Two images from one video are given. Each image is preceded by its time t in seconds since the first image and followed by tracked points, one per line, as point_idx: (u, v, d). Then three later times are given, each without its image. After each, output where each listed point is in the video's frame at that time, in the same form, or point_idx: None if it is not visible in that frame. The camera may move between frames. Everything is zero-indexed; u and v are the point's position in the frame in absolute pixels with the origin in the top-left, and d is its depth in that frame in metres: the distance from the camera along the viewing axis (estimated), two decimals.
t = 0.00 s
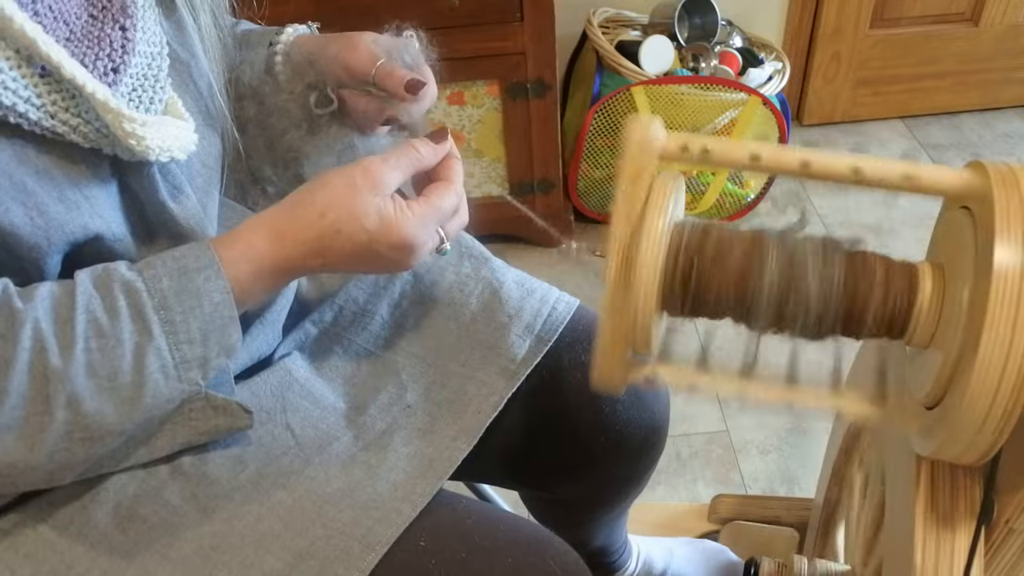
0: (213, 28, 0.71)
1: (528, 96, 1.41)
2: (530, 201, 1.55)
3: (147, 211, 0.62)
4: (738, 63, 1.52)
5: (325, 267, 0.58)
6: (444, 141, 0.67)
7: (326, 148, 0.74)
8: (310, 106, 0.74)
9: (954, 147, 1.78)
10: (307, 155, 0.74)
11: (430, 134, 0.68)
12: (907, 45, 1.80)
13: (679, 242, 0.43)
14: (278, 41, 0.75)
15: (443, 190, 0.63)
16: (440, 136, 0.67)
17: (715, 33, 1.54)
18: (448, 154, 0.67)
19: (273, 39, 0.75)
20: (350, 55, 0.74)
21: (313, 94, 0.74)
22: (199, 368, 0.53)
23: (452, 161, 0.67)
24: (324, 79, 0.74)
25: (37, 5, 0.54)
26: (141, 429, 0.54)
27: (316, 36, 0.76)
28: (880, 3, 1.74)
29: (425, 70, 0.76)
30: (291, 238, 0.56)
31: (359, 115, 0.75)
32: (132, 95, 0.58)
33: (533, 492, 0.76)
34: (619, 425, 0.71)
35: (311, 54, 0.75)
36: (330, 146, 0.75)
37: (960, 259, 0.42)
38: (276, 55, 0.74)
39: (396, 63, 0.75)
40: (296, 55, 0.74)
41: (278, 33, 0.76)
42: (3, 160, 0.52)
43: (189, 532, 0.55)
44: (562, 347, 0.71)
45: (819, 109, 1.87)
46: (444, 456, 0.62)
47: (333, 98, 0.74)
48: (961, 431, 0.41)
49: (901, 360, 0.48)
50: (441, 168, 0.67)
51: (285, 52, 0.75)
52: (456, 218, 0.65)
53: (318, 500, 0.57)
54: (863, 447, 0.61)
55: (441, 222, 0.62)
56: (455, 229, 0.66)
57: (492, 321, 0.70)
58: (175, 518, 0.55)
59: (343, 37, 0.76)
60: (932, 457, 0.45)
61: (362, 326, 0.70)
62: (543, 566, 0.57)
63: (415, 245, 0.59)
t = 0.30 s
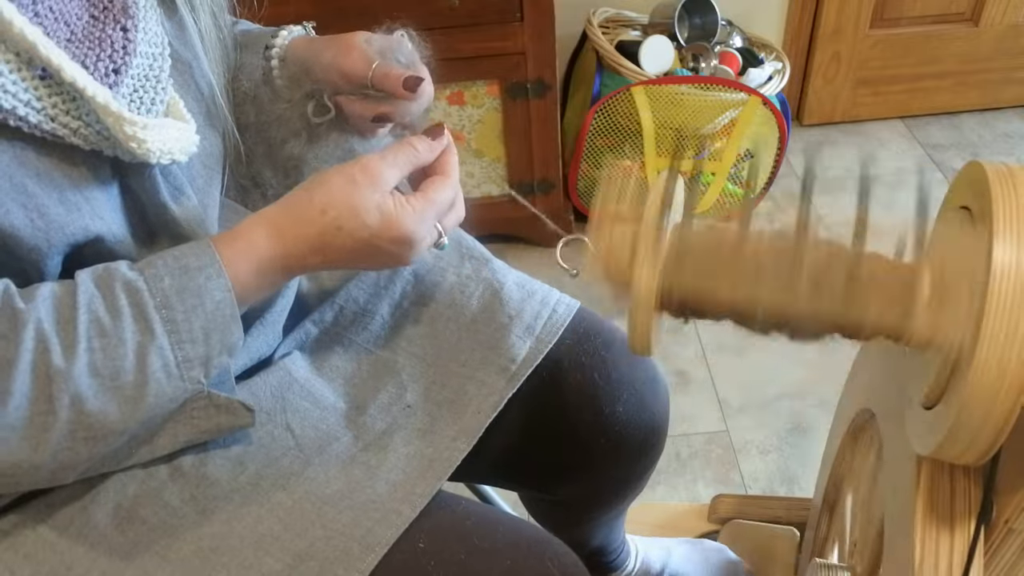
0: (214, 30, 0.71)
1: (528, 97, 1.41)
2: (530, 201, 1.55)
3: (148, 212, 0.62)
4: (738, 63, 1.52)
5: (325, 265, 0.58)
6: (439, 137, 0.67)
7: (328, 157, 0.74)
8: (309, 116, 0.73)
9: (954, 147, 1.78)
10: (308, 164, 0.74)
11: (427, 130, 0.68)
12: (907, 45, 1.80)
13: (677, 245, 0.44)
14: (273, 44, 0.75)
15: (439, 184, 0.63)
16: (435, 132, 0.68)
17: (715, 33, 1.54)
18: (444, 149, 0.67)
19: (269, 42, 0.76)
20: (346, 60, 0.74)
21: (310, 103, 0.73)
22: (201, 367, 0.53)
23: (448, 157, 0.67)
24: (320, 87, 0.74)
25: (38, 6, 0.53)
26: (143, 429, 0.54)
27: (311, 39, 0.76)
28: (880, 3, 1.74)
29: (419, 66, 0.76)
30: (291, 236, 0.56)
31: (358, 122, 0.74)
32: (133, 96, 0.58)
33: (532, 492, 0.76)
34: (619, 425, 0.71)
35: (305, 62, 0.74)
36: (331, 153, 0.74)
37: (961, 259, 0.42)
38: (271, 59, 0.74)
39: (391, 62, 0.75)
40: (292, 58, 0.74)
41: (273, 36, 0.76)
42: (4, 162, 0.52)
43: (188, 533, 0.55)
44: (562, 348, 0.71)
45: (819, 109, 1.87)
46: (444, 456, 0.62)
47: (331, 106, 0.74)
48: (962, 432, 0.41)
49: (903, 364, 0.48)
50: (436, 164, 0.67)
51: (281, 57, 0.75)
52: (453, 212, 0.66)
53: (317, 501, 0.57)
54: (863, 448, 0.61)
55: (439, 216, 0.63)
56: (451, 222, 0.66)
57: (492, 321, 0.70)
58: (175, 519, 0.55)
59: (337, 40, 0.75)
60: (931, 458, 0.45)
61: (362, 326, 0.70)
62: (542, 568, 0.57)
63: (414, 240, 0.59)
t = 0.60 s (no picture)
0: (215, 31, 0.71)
1: (528, 96, 1.41)
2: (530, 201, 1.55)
3: (147, 210, 0.62)
4: (738, 63, 1.52)
5: (325, 249, 0.59)
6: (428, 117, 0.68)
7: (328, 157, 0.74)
8: (308, 118, 0.73)
9: (954, 147, 1.78)
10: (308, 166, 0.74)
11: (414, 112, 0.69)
12: (907, 45, 1.80)
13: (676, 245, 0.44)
14: (268, 45, 0.76)
15: (431, 163, 0.64)
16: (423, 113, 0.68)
17: (715, 33, 1.54)
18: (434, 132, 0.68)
19: (263, 43, 0.76)
20: (342, 59, 0.74)
21: (309, 103, 0.73)
22: (201, 353, 0.53)
23: (437, 138, 0.68)
24: (318, 88, 0.74)
25: (39, 6, 0.53)
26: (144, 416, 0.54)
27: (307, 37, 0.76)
28: (880, 3, 1.74)
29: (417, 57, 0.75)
30: (293, 222, 0.56)
31: (357, 120, 0.75)
32: (134, 96, 0.58)
33: (532, 493, 0.76)
34: (619, 426, 0.71)
35: (302, 62, 0.74)
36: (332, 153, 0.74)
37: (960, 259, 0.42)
38: (267, 61, 0.74)
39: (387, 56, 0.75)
40: (287, 59, 0.74)
41: (268, 37, 0.76)
42: (5, 162, 0.52)
43: (187, 532, 0.55)
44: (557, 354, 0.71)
45: (819, 109, 1.87)
46: (444, 454, 0.62)
47: (329, 106, 0.74)
48: (961, 432, 0.41)
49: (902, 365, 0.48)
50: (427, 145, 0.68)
51: (276, 58, 0.75)
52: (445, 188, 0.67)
53: (317, 499, 0.57)
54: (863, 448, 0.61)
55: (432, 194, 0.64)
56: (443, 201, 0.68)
57: (494, 321, 0.70)
58: (174, 517, 0.55)
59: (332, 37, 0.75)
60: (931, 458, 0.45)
61: (362, 326, 0.70)
62: (541, 567, 0.57)
63: (413, 218, 0.60)
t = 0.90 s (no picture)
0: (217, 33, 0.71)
1: (528, 97, 1.41)
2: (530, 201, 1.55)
3: (147, 209, 0.62)
4: (738, 63, 1.52)
5: (322, 246, 0.58)
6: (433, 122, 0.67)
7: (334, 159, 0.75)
8: (314, 120, 0.74)
9: (954, 147, 1.78)
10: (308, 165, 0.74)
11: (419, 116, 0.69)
12: (907, 45, 1.80)
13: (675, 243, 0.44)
14: (263, 47, 0.75)
15: (432, 161, 0.64)
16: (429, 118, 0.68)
17: (715, 33, 1.54)
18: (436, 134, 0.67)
19: (258, 44, 0.75)
20: (345, 58, 0.74)
21: (314, 106, 0.74)
22: (201, 349, 0.53)
23: (440, 139, 0.67)
24: (322, 90, 0.74)
25: (41, 6, 0.53)
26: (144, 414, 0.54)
27: (306, 36, 0.75)
28: (880, 3, 1.74)
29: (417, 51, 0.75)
30: (291, 216, 0.56)
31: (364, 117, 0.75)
32: (135, 97, 0.58)
33: (533, 492, 0.76)
34: (619, 425, 0.71)
35: (303, 64, 0.74)
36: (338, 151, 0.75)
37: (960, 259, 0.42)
38: (261, 64, 0.74)
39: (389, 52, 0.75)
40: (287, 59, 0.74)
41: (262, 38, 0.76)
42: (6, 163, 0.52)
43: (187, 532, 0.55)
44: (562, 348, 0.70)
45: (819, 110, 1.87)
46: (444, 454, 0.62)
47: (336, 107, 0.74)
48: (961, 432, 0.41)
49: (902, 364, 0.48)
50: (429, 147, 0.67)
51: (272, 60, 0.74)
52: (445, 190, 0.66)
53: (317, 500, 0.57)
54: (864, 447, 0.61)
55: (433, 193, 0.63)
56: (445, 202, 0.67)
57: (494, 320, 0.70)
58: (175, 518, 0.55)
59: (331, 36, 0.75)
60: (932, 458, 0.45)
61: (362, 325, 0.70)
62: (541, 567, 0.57)
63: (410, 215, 0.60)
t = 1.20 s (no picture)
0: (219, 34, 0.71)
1: (528, 96, 1.41)
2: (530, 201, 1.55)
3: (147, 208, 0.62)
4: (738, 63, 1.52)
5: (319, 247, 0.58)
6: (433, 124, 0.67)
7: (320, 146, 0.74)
8: (304, 104, 0.74)
9: (954, 147, 1.78)
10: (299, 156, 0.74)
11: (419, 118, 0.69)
12: (907, 45, 1.80)
13: (676, 242, 0.43)
14: (275, 40, 0.75)
15: (433, 165, 0.64)
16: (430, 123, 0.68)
17: (715, 33, 1.54)
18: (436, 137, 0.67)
19: (268, 40, 0.75)
20: (348, 52, 0.74)
21: (307, 92, 0.74)
22: (197, 350, 0.53)
23: (440, 142, 0.67)
24: (318, 77, 0.74)
25: (42, 8, 0.53)
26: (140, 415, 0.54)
27: (318, 37, 0.76)
28: (880, 3, 1.74)
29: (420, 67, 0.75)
30: (286, 219, 0.56)
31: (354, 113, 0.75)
32: (136, 98, 0.58)
33: (532, 491, 0.76)
34: (619, 422, 0.71)
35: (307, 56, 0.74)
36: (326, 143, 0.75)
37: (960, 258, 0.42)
38: (270, 55, 0.74)
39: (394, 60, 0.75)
40: (287, 58, 0.74)
41: (273, 35, 0.76)
42: (6, 163, 0.52)
43: (188, 532, 0.55)
44: (561, 345, 0.71)
45: (819, 109, 1.87)
46: (444, 454, 0.62)
47: (328, 95, 0.74)
48: (961, 433, 0.41)
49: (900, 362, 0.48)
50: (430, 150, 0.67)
51: (280, 52, 0.74)
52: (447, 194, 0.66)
53: (317, 501, 0.57)
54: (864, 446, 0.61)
55: (433, 196, 0.63)
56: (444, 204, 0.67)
57: (493, 317, 0.70)
58: (175, 518, 0.55)
59: (344, 36, 0.75)
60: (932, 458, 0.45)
61: (362, 324, 0.70)
62: (542, 568, 0.56)
63: (409, 217, 0.60)
